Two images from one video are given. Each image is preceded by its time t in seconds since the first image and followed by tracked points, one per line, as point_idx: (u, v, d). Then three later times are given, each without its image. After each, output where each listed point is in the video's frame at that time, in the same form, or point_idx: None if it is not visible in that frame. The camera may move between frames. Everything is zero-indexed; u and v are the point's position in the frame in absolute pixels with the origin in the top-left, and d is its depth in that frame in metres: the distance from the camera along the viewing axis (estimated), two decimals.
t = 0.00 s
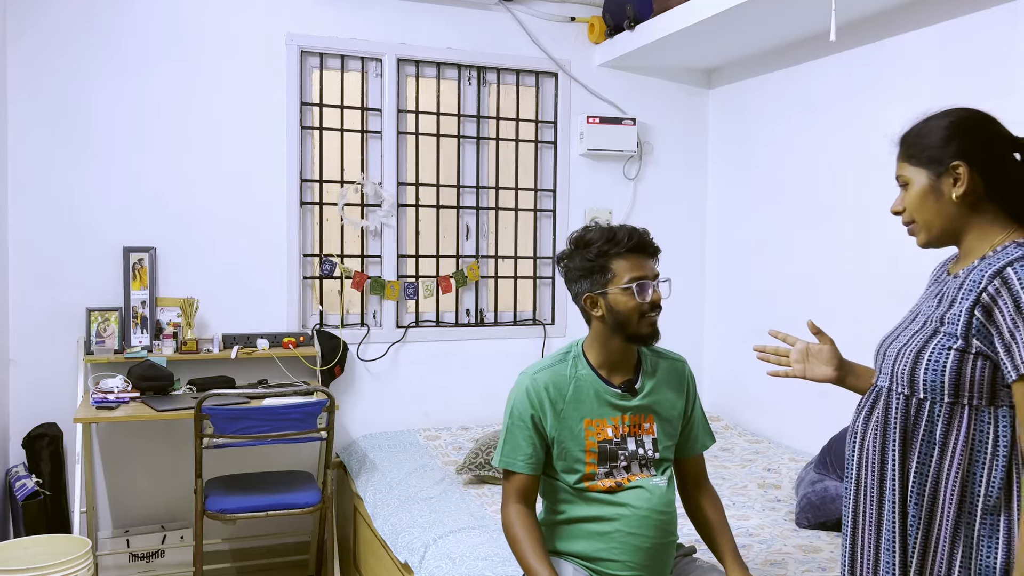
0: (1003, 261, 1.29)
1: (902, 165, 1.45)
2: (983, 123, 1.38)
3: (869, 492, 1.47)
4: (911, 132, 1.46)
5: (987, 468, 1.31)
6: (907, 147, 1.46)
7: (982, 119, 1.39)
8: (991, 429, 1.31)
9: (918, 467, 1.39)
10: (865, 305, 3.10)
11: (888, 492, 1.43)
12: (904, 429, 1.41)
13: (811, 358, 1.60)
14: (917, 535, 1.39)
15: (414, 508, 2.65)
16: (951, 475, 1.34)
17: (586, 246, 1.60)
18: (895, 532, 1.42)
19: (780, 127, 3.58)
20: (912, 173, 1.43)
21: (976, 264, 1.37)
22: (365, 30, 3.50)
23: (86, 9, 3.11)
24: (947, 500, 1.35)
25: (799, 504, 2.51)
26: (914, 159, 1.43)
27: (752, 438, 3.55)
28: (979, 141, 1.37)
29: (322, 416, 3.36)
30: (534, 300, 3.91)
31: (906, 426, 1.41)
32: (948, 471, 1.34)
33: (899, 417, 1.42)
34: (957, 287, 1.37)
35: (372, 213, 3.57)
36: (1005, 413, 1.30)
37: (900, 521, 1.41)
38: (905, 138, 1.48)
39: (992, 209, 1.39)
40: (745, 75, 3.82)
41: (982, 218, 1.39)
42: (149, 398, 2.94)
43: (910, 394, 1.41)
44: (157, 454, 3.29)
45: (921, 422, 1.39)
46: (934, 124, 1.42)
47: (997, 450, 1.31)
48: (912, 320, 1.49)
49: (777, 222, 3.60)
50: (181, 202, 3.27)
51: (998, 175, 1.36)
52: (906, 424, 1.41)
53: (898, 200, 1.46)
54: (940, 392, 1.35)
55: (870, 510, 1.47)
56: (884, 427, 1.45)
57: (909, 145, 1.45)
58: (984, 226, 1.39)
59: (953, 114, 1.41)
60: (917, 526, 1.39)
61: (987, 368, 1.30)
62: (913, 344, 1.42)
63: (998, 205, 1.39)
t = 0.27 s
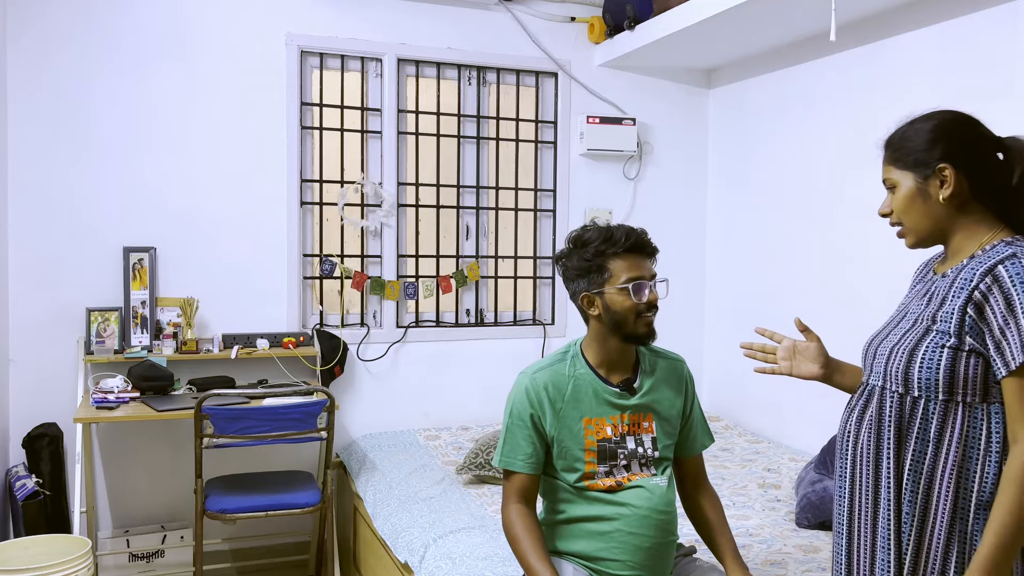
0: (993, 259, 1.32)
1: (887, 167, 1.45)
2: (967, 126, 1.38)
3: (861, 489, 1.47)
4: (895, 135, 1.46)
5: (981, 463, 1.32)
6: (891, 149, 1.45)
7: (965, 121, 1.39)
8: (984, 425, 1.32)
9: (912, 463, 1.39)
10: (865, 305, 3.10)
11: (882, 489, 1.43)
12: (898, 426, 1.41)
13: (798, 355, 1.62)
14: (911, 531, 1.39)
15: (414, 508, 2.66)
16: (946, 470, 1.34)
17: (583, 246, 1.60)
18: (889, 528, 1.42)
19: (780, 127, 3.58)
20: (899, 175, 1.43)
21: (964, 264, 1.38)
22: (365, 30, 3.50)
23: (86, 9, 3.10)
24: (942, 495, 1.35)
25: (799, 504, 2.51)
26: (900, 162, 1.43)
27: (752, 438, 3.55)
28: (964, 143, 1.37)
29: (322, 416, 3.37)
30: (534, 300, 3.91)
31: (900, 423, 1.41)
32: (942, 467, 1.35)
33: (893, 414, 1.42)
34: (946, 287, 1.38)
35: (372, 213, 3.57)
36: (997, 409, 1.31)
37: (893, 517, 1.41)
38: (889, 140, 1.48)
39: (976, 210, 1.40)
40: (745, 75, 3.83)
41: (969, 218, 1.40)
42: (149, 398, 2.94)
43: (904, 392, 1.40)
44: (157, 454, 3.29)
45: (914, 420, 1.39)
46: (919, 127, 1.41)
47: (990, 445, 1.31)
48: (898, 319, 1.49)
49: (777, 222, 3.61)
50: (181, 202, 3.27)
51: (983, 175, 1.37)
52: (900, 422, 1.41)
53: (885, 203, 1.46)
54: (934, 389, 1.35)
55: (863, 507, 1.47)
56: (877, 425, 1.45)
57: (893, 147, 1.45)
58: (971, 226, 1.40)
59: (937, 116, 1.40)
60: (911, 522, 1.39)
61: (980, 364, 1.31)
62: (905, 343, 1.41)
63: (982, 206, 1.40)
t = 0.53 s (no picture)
0: (986, 260, 1.32)
1: (881, 168, 1.45)
2: (960, 127, 1.39)
3: (855, 490, 1.47)
4: (888, 137, 1.46)
5: (974, 462, 1.32)
6: (884, 150, 1.45)
7: (957, 123, 1.39)
8: (978, 425, 1.32)
9: (907, 464, 1.38)
10: (865, 305, 3.10)
11: (876, 490, 1.42)
12: (891, 427, 1.41)
13: (790, 353, 1.62)
14: (905, 531, 1.39)
15: (414, 507, 2.66)
16: (940, 470, 1.34)
17: (577, 247, 1.60)
18: (882, 528, 1.41)
19: (780, 127, 3.58)
20: (891, 176, 1.43)
21: (957, 266, 1.38)
22: (364, 30, 3.50)
23: (86, 9, 3.11)
24: (936, 494, 1.35)
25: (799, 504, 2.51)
26: (893, 162, 1.43)
27: (752, 438, 3.55)
28: (956, 145, 1.37)
29: (322, 416, 3.37)
30: (534, 300, 3.91)
31: (893, 424, 1.41)
32: (937, 467, 1.34)
33: (887, 415, 1.42)
34: (940, 287, 1.38)
35: (372, 213, 3.57)
36: (990, 409, 1.31)
37: (887, 517, 1.41)
38: (880, 142, 1.48)
39: (969, 212, 1.40)
40: (745, 75, 3.83)
41: (961, 219, 1.40)
42: (149, 398, 2.94)
43: (898, 392, 1.40)
44: (157, 454, 3.29)
45: (908, 421, 1.39)
46: (912, 129, 1.42)
47: (984, 445, 1.32)
48: (891, 320, 1.49)
49: (777, 222, 3.61)
50: (181, 202, 3.27)
51: (976, 176, 1.37)
52: (894, 422, 1.41)
53: (878, 204, 1.46)
54: (929, 390, 1.35)
55: (857, 507, 1.46)
56: (871, 425, 1.44)
57: (886, 149, 1.45)
58: (964, 227, 1.40)
59: (928, 118, 1.41)
60: (905, 522, 1.39)
61: (974, 365, 1.31)
62: (899, 343, 1.41)
63: (975, 207, 1.40)
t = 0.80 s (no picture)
0: (983, 262, 1.32)
1: (876, 168, 1.45)
2: (955, 128, 1.39)
3: (851, 490, 1.46)
4: (883, 138, 1.46)
5: (971, 463, 1.32)
6: (879, 151, 1.45)
7: (952, 124, 1.39)
8: (976, 425, 1.32)
9: (905, 464, 1.38)
10: (865, 305, 3.10)
11: (874, 490, 1.42)
12: (889, 427, 1.41)
13: (785, 353, 1.62)
14: (903, 532, 1.38)
15: (414, 507, 2.65)
16: (938, 471, 1.34)
17: (573, 249, 1.60)
18: (880, 528, 1.41)
19: (780, 127, 3.58)
20: (887, 176, 1.43)
21: (953, 266, 1.38)
22: (365, 30, 3.50)
23: (86, 9, 3.11)
24: (934, 495, 1.35)
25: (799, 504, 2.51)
26: (888, 162, 1.43)
27: (752, 438, 3.55)
28: (951, 146, 1.37)
29: (322, 416, 3.37)
30: (534, 300, 3.91)
31: (891, 425, 1.41)
32: (935, 467, 1.34)
33: (884, 416, 1.41)
34: (937, 288, 1.38)
35: (372, 213, 3.57)
36: (987, 410, 1.31)
37: (885, 518, 1.40)
38: (875, 143, 1.48)
39: (964, 213, 1.40)
40: (745, 75, 3.83)
41: (956, 220, 1.40)
42: (149, 398, 2.94)
43: (896, 393, 1.40)
44: (157, 454, 3.29)
45: (906, 421, 1.38)
46: (907, 130, 1.42)
47: (982, 445, 1.32)
48: (887, 321, 1.49)
49: (777, 222, 3.61)
50: (181, 202, 3.27)
51: (971, 177, 1.38)
52: (891, 423, 1.41)
53: (872, 204, 1.46)
54: (927, 390, 1.35)
55: (853, 507, 1.46)
56: (868, 426, 1.44)
57: (881, 149, 1.45)
58: (959, 228, 1.40)
59: (924, 118, 1.41)
60: (903, 522, 1.38)
61: (972, 366, 1.31)
62: (896, 344, 1.41)
63: (970, 208, 1.40)
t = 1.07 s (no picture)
0: (982, 262, 1.32)
1: (874, 167, 1.45)
2: (953, 128, 1.39)
3: (852, 490, 1.46)
4: (880, 138, 1.46)
5: (971, 463, 1.32)
6: (877, 151, 1.45)
7: (950, 124, 1.39)
8: (975, 425, 1.32)
9: (905, 465, 1.38)
10: (864, 305, 3.10)
11: (874, 490, 1.42)
12: (889, 428, 1.40)
13: (781, 353, 1.62)
14: (904, 532, 1.38)
15: (414, 507, 2.65)
16: (938, 471, 1.34)
17: (575, 249, 1.60)
18: (880, 528, 1.41)
19: (780, 127, 3.58)
20: (885, 173, 1.42)
21: (952, 266, 1.38)
22: (364, 30, 3.50)
23: (86, 9, 3.11)
24: (935, 495, 1.35)
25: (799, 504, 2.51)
26: (886, 160, 1.42)
27: (752, 438, 3.55)
28: (949, 145, 1.37)
29: (322, 416, 3.36)
30: (534, 300, 3.91)
31: (891, 425, 1.40)
32: (935, 468, 1.34)
33: (884, 416, 1.41)
34: (936, 288, 1.38)
35: (372, 213, 3.57)
36: (987, 410, 1.31)
37: (885, 518, 1.40)
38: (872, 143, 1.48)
39: (962, 212, 1.40)
40: (745, 75, 3.83)
41: (954, 220, 1.40)
42: (149, 398, 2.94)
43: (896, 393, 1.40)
44: (158, 454, 3.29)
45: (906, 422, 1.38)
46: (905, 130, 1.42)
47: (981, 445, 1.32)
48: (886, 321, 1.49)
49: (777, 222, 3.61)
50: (181, 202, 3.27)
51: (969, 176, 1.38)
52: (891, 423, 1.41)
53: (870, 203, 1.46)
54: (927, 390, 1.35)
55: (854, 508, 1.46)
56: (868, 426, 1.44)
57: (879, 149, 1.45)
58: (956, 228, 1.40)
59: (922, 118, 1.41)
60: (904, 523, 1.38)
61: (972, 366, 1.31)
62: (896, 344, 1.41)
63: (967, 207, 1.40)
